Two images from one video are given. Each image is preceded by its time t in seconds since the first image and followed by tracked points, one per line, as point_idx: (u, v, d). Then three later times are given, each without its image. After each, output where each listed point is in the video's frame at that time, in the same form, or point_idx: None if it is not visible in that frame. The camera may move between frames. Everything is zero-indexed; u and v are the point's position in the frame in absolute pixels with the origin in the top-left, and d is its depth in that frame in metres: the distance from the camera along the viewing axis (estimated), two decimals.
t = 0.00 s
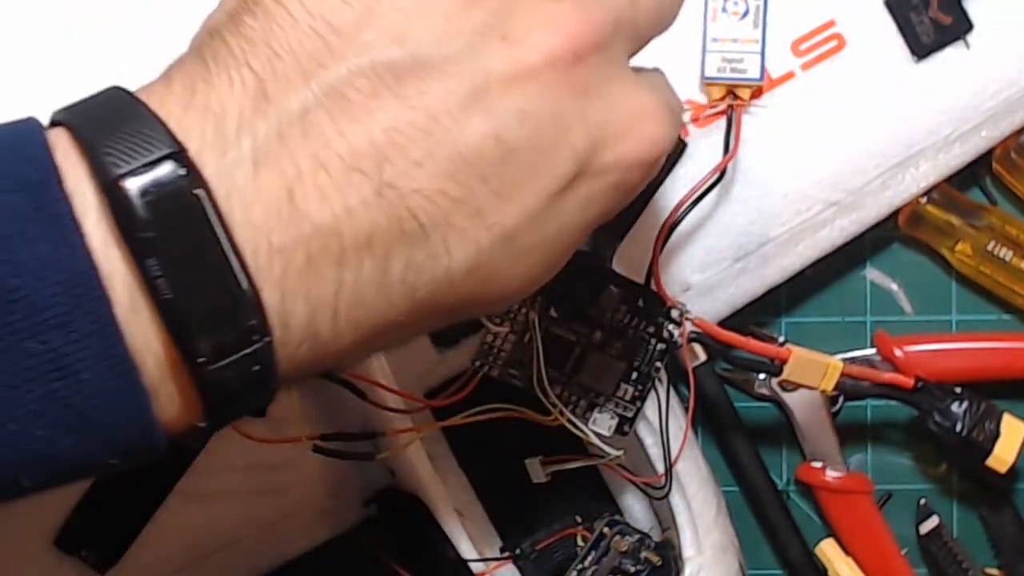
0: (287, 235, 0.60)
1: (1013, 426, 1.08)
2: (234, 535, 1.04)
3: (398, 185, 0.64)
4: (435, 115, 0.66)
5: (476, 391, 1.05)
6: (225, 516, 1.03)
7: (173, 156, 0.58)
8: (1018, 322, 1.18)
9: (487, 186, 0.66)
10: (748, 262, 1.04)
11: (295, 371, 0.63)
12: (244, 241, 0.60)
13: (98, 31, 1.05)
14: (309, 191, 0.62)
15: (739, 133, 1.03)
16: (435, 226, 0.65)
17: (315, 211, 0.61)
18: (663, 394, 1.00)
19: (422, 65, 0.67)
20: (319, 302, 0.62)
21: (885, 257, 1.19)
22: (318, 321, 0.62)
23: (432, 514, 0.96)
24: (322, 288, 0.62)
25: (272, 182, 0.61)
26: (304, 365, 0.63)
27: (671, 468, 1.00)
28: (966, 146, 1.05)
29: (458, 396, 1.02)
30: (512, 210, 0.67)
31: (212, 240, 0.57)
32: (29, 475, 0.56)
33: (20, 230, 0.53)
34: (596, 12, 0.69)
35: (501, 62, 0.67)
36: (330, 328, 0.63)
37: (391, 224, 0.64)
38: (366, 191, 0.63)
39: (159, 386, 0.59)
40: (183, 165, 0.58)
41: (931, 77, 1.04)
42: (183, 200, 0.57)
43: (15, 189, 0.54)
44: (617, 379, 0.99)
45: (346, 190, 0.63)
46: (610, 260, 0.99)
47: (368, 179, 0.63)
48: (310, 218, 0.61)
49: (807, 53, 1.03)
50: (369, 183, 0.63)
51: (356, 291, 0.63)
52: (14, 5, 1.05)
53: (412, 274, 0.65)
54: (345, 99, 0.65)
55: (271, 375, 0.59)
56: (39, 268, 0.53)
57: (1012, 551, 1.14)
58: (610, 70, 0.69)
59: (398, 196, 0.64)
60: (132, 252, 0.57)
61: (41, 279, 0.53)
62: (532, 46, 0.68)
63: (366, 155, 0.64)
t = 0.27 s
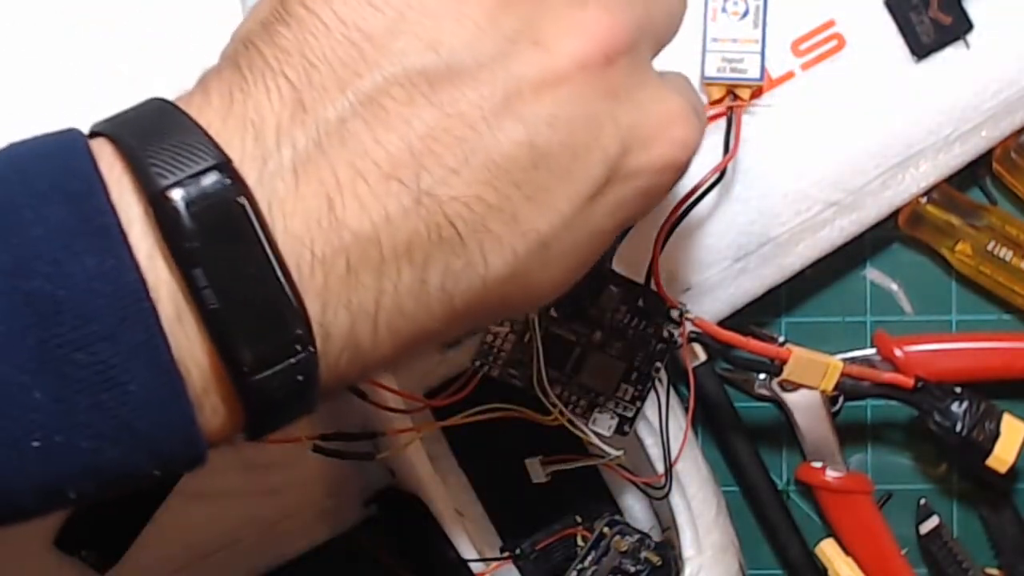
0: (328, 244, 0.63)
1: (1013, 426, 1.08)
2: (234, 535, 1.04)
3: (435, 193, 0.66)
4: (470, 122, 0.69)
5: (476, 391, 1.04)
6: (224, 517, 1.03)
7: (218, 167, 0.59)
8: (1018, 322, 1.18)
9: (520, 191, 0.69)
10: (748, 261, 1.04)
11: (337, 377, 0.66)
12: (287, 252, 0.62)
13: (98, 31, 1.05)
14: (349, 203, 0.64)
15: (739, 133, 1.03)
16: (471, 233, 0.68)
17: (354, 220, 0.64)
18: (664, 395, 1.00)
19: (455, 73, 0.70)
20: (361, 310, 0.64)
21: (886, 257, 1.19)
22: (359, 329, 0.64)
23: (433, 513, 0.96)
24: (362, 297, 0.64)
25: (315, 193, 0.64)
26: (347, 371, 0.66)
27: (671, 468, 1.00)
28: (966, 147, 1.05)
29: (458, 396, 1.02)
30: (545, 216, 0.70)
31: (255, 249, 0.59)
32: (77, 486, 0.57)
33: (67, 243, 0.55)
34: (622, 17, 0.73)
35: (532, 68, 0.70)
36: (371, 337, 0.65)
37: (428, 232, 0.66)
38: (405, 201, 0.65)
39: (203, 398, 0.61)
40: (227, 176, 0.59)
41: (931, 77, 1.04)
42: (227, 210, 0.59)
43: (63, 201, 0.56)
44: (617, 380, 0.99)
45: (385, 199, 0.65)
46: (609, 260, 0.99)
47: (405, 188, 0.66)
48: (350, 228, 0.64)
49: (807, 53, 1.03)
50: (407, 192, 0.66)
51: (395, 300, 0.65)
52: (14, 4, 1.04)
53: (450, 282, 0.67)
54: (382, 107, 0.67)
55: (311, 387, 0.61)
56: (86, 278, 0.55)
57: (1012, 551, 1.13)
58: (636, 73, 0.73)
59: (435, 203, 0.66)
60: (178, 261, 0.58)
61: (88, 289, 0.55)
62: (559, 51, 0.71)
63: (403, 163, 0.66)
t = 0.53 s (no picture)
0: (339, 252, 0.65)
1: (1013, 426, 1.08)
2: (234, 535, 1.04)
3: (441, 199, 0.68)
4: (471, 127, 0.71)
5: (476, 392, 1.05)
6: (224, 517, 1.03)
7: (228, 177, 0.61)
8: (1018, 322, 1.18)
9: (526, 195, 0.71)
10: (748, 261, 1.04)
11: (352, 387, 0.68)
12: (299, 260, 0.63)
13: (98, 31, 1.04)
14: (358, 210, 0.66)
15: (740, 132, 1.03)
16: (478, 237, 0.70)
17: (363, 228, 0.66)
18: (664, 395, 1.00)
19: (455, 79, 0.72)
20: (372, 318, 0.66)
21: (886, 258, 1.19)
22: (371, 338, 0.66)
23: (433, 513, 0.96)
24: (373, 304, 0.66)
25: (322, 203, 0.65)
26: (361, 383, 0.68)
27: (671, 468, 1.00)
28: (966, 147, 1.05)
29: (458, 396, 1.02)
30: (550, 220, 0.72)
31: (266, 260, 0.60)
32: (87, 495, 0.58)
33: (79, 255, 0.57)
34: (616, 24, 0.75)
35: (530, 74, 0.72)
36: (383, 345, 0.67)
37: (437, 239, 0.68)
38: (413, 208, 0.67)
39: (216, 409, 0.62)
40: (238, 185, 0.61)
41: (931, 77, 1.04)
42: (239, 220, 0.60)
43: (77, 216, 0.58)
44: (617, 380, 0.99)
45: (393, 206, 0.67)
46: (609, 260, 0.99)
47: (412, 195, 0.68)
48: (360, 236, 0.65)
49: (807, 52, 1.03)
50: (414, 199, 0.67)
51: (407, 307, 0.67)
52: (14, 4, 1.04)
53: (459, 288, 0.69)
54: (386, 116, 0.69)
55: (324, 394, 0.62)
56: (98, 291, 0.56)
57: (1012, 551, 1.13)
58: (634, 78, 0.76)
59: (442, 209, 0.68)
60: (192, 269, 0.60)
61: (102, 299, 0.56)
62: (556, 56, 0.73)
63: (409, 171, 0.68)
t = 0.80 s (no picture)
0: (292, 235, 0.62)
1: (1013, 426, 1.08)
2: (234, 536, 1.04)
3: (396, 181, 0.66)
4: (423, 108, 0.69)
5: (476, 392, 1.05)
6: (224, 518, 1.03)
7: (174, 158, 0.59)
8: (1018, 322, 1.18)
9: (482, 177, 0.69)
10: (748, 261, 1.04)
11: (309, 376, 0.65)
12: (249, 245, 0.61)
13: (98, 32, 1.04)
14: (309, 192, 0.64)
15: (740, 132, 1.03)
16: (435, 220, 0.67)
17: (318, 210, 0.63)
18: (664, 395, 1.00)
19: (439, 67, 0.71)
20: (326, 302, 0.63)
21: (886, 258, 1.19)
22: (326, 322, 0.64)
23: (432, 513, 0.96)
24: (327, 289, 0.63)
25: (272, 185, 0.63)
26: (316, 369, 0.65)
27: (671, 468, 1.00)
28: (966, 147, 1.05)
29: (458, 396, 1.02)
30: (511, 202, 0.70)
31: (217, 243, 0.59)
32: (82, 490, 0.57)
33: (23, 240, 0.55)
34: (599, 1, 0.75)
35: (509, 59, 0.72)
36: (337, 329, 0.64)
37: (391, 222, 0.65)
38: (366, 190, 0.65)
39: (167, 397, 0.60)
40: (185, 166, 0.59)
41: (932, 77, 1.04)
42: (187, 200, 0.59)
43: (23, 203, 0.56)
44: (617, 379, 0.99)
45: (346, 189, 0.64)
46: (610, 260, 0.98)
47: (365, 177, 0.65)
48: (313, 219, 0.63)
49: (807, 52, 1.04)
50: (368, 181, 0.65)
51: (361, 289, 0.64)
52: (14, 5, 1.04)
53: (416, 272, 0.67)
54: (336, 99, 0.68)
55: (279, 377, 0.61)
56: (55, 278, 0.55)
57: (1012, 551, 1.13)
58: (594, 59, 0.74)
59: (397, 192, 0.66)
60: (137, 252, 0.58)
61: (46, 287, 0.55)
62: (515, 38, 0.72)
63: (362, 153, 0.66)
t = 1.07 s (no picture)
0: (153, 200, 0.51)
1: (1013, 426, 1.08)
2: (234, 537, 1.03)
3: (276, 147, 0.54)
4: (323, 78, 0.57)
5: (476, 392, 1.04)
6: (223, 520, 1.02)
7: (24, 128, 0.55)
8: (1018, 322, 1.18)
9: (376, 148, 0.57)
10: (748, 261, 1.04)
11: (183, 368, 0.54)
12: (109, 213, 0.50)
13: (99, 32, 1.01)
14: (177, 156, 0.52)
15: (739, 133, 1.03)
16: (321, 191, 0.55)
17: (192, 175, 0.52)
18: (664, 395, 1.00)
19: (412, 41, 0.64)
20: (199, 277, 0.52)
21: (886, 258, 1.19)
22: (200, 296, 0.52)
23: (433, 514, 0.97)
24: (200, 263, 0.52)
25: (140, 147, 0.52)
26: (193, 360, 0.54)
27: (671, 468, 1.00)
28: (966, 146, 1.05)
29: (459, 396, 1.02)
30: (406, 174, 0.58)
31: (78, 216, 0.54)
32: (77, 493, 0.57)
33: None
34: None
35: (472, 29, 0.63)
36: (213, 310, 0.53)
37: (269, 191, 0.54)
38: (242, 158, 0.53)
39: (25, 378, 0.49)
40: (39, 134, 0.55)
41: (931, 77, 1.04)
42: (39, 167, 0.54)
43: None
44: (617, 379, 1.00)
45: (222, 157, 0.53)
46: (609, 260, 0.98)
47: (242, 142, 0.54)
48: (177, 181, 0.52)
49: (807, 53, 1.04)
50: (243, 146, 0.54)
51: (239, 263, 0.53)
52: (13, 3, 1.01)
53: (301, 247, 0.55)
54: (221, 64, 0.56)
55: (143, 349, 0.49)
56: None
57: (1012, 551, 1.14)
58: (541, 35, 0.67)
59: (278, 160, 0.54)
60: None
61: None
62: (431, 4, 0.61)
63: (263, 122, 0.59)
